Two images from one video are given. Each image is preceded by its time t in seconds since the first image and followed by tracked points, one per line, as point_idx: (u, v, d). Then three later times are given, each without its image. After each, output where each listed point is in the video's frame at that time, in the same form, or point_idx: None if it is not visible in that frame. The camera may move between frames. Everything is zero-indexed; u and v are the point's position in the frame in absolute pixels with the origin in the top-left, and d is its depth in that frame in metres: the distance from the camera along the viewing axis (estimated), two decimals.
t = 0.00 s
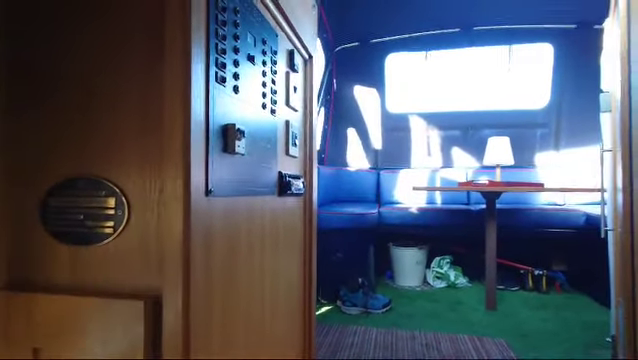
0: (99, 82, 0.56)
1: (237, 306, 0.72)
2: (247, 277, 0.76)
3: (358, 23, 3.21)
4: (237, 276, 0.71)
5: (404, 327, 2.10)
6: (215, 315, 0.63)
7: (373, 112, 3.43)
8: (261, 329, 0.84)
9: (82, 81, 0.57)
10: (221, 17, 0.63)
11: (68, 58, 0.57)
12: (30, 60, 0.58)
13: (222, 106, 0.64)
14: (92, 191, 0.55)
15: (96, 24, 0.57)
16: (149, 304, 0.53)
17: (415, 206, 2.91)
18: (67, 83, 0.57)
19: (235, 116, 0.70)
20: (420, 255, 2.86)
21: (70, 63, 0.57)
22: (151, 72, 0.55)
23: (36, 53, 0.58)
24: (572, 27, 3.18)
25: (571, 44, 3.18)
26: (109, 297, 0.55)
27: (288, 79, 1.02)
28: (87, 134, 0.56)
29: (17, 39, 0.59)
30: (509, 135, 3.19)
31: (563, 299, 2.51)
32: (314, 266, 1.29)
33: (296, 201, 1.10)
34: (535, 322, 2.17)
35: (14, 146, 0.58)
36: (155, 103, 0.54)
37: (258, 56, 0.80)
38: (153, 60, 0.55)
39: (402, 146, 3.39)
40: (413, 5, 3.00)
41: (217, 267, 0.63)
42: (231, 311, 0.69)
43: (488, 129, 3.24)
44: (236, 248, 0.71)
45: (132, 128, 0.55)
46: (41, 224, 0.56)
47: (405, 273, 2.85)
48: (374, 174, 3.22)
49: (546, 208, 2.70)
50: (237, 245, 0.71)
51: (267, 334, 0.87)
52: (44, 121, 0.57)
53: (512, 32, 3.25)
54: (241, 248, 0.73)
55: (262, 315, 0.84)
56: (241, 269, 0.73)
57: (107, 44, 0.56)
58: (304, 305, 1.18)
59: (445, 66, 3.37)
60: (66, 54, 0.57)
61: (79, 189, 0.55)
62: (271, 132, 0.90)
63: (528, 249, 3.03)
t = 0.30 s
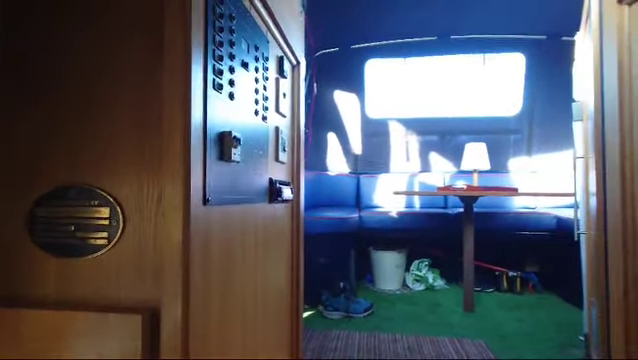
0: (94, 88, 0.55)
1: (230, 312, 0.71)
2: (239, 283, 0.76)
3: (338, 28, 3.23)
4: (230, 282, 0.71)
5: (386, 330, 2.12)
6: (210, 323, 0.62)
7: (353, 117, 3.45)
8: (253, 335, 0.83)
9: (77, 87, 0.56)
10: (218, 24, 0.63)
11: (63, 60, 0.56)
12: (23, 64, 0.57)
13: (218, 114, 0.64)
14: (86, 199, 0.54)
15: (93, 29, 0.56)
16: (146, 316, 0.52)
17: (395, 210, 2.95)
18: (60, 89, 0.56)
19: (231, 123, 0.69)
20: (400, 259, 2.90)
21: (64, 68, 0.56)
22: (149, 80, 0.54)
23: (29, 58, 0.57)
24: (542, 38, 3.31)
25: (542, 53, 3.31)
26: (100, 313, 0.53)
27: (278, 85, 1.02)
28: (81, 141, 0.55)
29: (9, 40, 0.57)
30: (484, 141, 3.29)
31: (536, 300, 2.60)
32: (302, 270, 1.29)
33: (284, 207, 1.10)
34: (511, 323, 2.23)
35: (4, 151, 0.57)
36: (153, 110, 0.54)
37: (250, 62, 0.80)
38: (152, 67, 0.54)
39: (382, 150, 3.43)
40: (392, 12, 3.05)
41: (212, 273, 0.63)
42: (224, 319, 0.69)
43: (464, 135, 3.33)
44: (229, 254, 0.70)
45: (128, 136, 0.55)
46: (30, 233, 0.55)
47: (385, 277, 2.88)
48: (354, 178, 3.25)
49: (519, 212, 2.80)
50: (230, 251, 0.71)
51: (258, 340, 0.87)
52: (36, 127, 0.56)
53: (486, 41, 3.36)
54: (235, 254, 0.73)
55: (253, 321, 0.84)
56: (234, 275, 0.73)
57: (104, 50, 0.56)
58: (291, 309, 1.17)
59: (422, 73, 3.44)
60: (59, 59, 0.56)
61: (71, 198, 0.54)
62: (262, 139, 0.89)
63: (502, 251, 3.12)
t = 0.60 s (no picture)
0: (60, 85, 0.54)
1: (206, 311, 0.70)
2: (215, 282, 0.75)
3: (311, 29, 3.24)
4: (205, 281, 0.70)
5: (359, 330, 2.13)
6: (184, 322, 0.61)
7: (327, 118, 3.46)
8: (228, 335, 0.82)
9: (41, 82, 0.54)
10: (193, 15, 0.62)
11: (26, 50, 0.54)
12: None
13: (193, 108, 0.63)
14: (51, 195, 0.52)
15: (58, 22, 0.54)
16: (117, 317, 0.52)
17: (368, 211, 2.98)
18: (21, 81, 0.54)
19: (206, 118, 0.68)
20: (373, 259, 2.91)
21: (25, 62, 0.54)
22: (121, 79, 0.54)
23: None
24: (507, 44, 3.44)
25: (507, 59, 3.44)
26: (64, 317, 0.51)
27: (253, 82, 1.00)
28: (44, 136, 0.53)
29: None
30: (452, 143, 3.39)
31: (502, 297, 2.69)
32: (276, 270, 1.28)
33: (259, 206, 1.09)
34: (479, 319, 2.30)
35: None
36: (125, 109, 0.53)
37: (226, 57, 0.78)
38: (123, 65, 0.54)
39: (354, 151, 3.46)
40: (365, 16, 3.09)
41: (186, 271, 0.62)
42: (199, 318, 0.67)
43: (434, 136, 3.41)
44: (204, 252, 0.69)
45: (97, 134, 0.54)
46: None
47: (358, 277, 2.90)
48: (328, 179, 3.26)
49: (486, 212, 2.89)
50: (205, 250, 0.70)
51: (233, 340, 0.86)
52: None
53: (455, 46, 3.45)
54: (210, 252, 0.72)
55: (228, 321, 0.83)
56: (209, 274, 0.72)
57: (71, 47, 0.54)
58: (266, 310, 1.16)
59: (394, 75, 3.49)
60: (19, 51, 0.54)
61: (33, 194, 0.52)
62: (237, 136, 0.88)
63: (470, 250, 3.21)
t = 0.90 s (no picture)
0: (9, 83, 0.54)
1: (166, 313, 0.68)
2: (177, 283, 0.72)
3: (279, 27, 3.21)
4: (166, 282, 0.68)
5: (327, 328, 2.14)
6: (143, 325, 0.59)
7: (295, 118, 3.45)
8: (191, 337, 0.80)
9: None
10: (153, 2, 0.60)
11: None
12: None
13: (153, 99, 0.61)
14: None
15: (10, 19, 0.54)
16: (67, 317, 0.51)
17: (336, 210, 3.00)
18: None
19: (167, 110, 0.66)
20: (341, 258, 3.00)
21: None
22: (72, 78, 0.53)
23: None
24: (469, 49, 3.56)
25: (469, 63, 3.56)
26: (1, 309, 0.53)
27: (219, 77, 0.98)
28: None
29: None
30: (417, 143, 3.47)
31: (465, 291, 2.77)
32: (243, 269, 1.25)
33: (225, 204, 1.06)
34: (443, 314, 2.37)
35: None
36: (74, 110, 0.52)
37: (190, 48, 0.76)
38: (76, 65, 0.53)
39: (323, 151, 3.46)
40: (332, 16, 3.11)
41: (145, 271, 0.59)
42: (160, 320, 0.65)
43: (400, 137, 3.47)
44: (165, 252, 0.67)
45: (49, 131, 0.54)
46: None
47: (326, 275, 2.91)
48: (296, 178, 3.26)
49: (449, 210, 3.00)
50: (166, 250, 0.67)
51: (197, 342, 0.83)
52: None
53: (421, 49, 3.54)
54: (171, 253, 0.69)
55: (192, 322, 0.80)
56: (171, 275, 0.69)
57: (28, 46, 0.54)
58: (232, 309, 1.14)
59: (362, 76, 3.54)
60: None
61: None
62: (202, 131, 0.86)
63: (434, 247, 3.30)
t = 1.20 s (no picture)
0: None
1: (113, 311, 0.64)
2: (125, 279, 0.69)
3: (241, 20, 3.15)
4: (115, 278, 0.65)
5: (290, 325, 2.13)
6: (86, 322, 0.56)
7: (258, 114, 3.41)
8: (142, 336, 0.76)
9: None
10: None
11: None
12: None
13: (98, 81, 0.57)
14: None
15: None
16: None
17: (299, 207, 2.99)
18: None
19: (115, 93, 0.63)
20: (304, 255, 2.94)
21: None
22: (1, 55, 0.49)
23: None
24: (429, 50, 3.66)
25: (429, 64, 3.66)
26: None
27: (175, 65, 0.94)
28: None
29: None
30: (380, 141, 3.53)
31: (426, 285, 2.85)
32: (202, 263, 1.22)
33: (181, 198, 1.02)
34: (404, 308, 2.41)
35: None
36: (9, 103, 0.48)
37: (142, 31, 0.73)
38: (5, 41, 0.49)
39: (287, 148, 3.44)
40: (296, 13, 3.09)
41: (89, 266, 0.56)
42: (105, 318, 0.61)
43: (364, 135, 3.51)
44: (111, 248, 0.63)
45: None
46: None
47: (290, 273, 2.90)
48: (260, 176, 3.22)
49: (410, 207, 3.08)
50: (113, 243, 0.64)
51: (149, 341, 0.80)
52: None
53: (383, 49, 3.60)
54: (119, 248, 0.66)
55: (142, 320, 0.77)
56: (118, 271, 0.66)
57: None
58: (189, 305, 1.10)
59: (326, 74, 3.55)
60: None
61: None
62: (155, 120, 0.82)
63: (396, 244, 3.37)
